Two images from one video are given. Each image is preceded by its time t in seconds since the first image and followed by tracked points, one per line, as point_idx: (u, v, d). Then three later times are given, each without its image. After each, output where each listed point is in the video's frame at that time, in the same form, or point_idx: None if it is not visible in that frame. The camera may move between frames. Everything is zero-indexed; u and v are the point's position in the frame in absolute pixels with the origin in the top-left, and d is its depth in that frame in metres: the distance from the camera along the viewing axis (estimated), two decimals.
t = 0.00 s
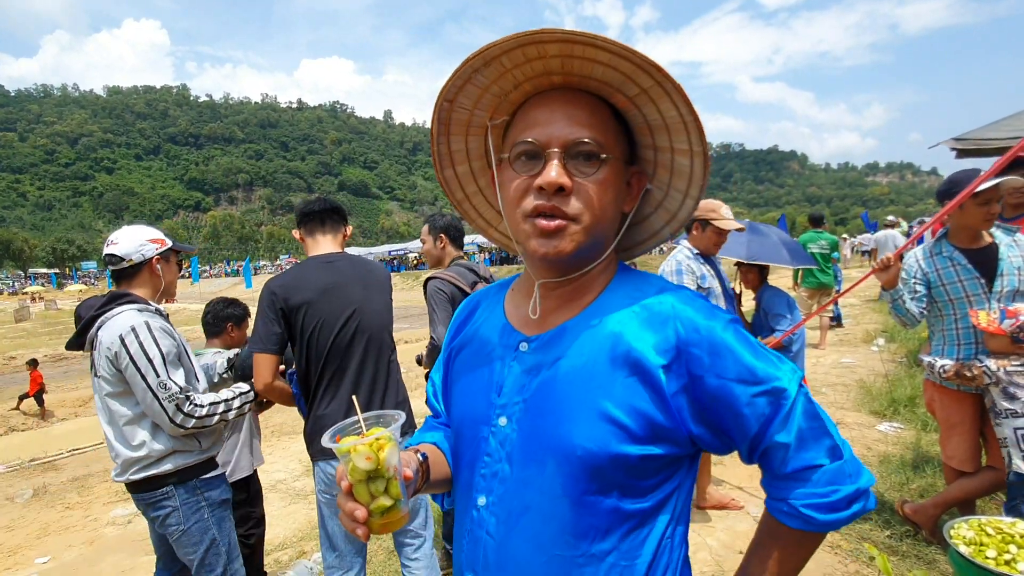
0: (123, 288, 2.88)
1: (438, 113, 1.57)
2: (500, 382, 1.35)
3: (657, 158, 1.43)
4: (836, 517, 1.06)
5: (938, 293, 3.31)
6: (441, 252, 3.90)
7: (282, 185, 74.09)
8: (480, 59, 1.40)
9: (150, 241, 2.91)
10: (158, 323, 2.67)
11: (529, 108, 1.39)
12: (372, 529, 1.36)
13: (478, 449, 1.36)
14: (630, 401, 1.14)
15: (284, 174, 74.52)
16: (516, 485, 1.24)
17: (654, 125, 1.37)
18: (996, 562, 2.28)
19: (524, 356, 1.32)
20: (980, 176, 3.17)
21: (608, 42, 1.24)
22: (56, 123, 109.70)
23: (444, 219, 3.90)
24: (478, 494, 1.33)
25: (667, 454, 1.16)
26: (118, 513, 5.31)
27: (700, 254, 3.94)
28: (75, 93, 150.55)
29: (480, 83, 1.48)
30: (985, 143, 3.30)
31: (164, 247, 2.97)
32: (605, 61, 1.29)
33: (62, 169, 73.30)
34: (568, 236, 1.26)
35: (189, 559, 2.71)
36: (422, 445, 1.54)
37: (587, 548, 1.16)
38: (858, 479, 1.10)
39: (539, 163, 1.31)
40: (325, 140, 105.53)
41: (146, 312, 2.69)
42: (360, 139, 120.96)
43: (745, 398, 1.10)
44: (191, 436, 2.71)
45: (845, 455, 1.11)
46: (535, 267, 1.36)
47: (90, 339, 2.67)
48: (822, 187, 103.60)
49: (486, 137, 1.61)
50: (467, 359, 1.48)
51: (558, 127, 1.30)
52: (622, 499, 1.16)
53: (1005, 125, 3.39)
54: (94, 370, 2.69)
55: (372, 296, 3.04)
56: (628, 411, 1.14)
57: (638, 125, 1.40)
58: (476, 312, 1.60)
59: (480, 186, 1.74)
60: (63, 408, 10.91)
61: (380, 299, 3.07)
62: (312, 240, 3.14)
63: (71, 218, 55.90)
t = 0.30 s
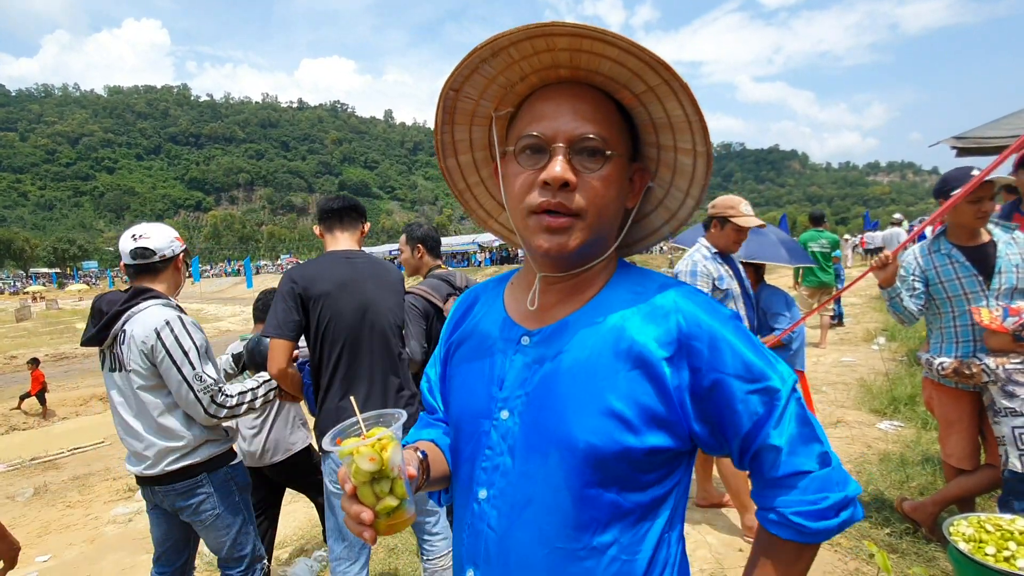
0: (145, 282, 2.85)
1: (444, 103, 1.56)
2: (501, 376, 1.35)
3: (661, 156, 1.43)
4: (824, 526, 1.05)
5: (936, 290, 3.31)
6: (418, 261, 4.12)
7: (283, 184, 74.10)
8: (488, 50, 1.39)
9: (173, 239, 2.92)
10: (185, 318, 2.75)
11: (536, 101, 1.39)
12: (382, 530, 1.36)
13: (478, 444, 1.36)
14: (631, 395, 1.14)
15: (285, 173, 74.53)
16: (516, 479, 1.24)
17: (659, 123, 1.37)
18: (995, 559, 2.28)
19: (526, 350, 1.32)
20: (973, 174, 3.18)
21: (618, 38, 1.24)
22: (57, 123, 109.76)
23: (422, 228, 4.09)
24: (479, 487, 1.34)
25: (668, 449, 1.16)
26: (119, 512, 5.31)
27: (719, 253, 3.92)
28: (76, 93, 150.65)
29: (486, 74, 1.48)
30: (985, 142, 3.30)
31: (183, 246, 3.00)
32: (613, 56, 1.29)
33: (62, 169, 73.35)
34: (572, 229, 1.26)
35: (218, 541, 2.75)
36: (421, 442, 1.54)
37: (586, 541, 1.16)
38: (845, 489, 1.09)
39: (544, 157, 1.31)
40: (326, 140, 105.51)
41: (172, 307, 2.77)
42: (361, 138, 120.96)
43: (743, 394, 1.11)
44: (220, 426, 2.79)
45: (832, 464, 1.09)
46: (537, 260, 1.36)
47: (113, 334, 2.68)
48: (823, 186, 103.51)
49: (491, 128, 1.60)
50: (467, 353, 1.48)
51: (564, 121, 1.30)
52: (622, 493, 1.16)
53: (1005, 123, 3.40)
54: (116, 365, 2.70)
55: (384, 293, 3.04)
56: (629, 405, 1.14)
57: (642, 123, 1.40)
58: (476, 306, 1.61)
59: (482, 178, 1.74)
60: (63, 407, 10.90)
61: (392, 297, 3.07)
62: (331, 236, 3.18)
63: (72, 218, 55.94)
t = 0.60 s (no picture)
0: (185, 277, 2.89)
1: (454, 96, 1.57)
2: (505, 372, 1.35)
3: (669, 155, 1.43)
4: (827, 532, 1.04)
5: (938, 290, 3.31)
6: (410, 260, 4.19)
7: (284, 184, 74.11)
8: (498, 44, 1.39)
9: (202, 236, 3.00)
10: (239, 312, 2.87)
11: (544, 96, 1.38)
12: (406, 521, 1.37)
13: (481, 439, 1.36)
14: (635, 393, 1.14)
15: (286, 173, 74.53)
16: (519, 474, 1.24)
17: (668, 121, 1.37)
18: (997, 557, 2.28)
19: (531, 346, 1.32)
20: (971, 173, 3.18)
21: (628, 36, 1.24)
22: (59, 123, 109.90)
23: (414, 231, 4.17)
24: (482, 481, 1.34)
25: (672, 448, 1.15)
26: (121, 510, 5.31)
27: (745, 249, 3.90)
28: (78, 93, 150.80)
29: (495, 68, 1.47)
30: (986, 141, 3.30)
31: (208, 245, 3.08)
32: (623, 53, 1.29)
33: (64, 168, 73.46)
34: (579, 226, 1.26)
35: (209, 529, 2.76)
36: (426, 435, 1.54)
37: (587, 538, 1.17)
38: (851, 494, 1.08)
39: (551, 153, 1.31)
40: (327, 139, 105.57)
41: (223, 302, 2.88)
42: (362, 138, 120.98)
43: (745, 395, 1.11)
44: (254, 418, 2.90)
45: (837, 468, 1.09)
46: (542, 256, 1.36)
47: (173, 325, 2.66)
48: (825, 186, 103.32)
49: (499, 123, 1.60)
50: (472, 348, 1.48)
51: (572, 118, 1.30)
52: (623, 491, 1.16)
53: (1007, 123, 3.39)
54: (171, 356, 2.69)
55: (420, 298, 3.04)
56: (632, 403, 1.14)
57: (652, 121, 1.40)
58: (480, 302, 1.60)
59: (489, 172, 1.74)
60: (65, 406, 10.91)
61: (428, 302, 3.06)
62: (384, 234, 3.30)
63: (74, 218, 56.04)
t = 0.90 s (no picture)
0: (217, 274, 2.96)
1: (458, 89, 1.57)
2: (509, 368, 1.35)
3: (675, 150, 1.43)
4: (826, 537, 1.04)
5: (941, 288, 3.30)
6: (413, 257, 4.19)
7: (286, 184, 74.15)
8: (503, 37, 1.39)
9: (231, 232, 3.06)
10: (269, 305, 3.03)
11: (549, 90, 1.38)
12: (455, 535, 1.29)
13: (485, 435, 1.36)
14: (639, 390, 1.14)
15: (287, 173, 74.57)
16: (522, 469, 1.24)
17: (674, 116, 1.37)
18: (999, 554, 2.27)
19: (535, 342, 1.32)
20: (975, 170, 3.17)
21: (634, 28, 1.23)
22: (61, 123, 110.13)
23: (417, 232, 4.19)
24: (485, 477, 1.34)
25: (676, 445, 1.15)
26: (124, 509, 5.33)
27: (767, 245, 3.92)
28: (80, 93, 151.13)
29: (500, 61, 1.47)
30: (989, 139, 3.28)
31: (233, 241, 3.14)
32: (630, 46, 1.29)
33: (67, 169, 73.65)
34: (584, 222, 1.26)
35: (220, 527, 2.78)
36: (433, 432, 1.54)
37: (589, 534, 1.17)
38: (851, 499, 1.08)
39: (555, 148, 1.31)
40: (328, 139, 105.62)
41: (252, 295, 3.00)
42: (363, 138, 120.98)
43: (748, 394, 1.11)
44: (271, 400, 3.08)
45: (838, 474, 1.09)
46: (546, 251, 1.37)
47: (226, 319, 2.77)
48: (826, 185, 103.15)
49: (504, 117, 1.60)
50: (476, 343, 1.48)
51: (577, 112, 1.30)
52: (626, 488, 1.16)
53: (1009, 121, 3.38)
54: (219, 348, 2.77)
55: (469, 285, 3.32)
56: (636, 399, 1.14)
57: (658, 116, 1.40)
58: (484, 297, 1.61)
59: (494, 166, 1.74)
60: (69, 405, 10.94)
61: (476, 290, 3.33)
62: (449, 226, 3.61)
63: (76, 218, 56.16)
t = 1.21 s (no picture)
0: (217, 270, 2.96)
1: (450, 92, 1.57)
2: (512, 365, 1.35)
3: (669, 142, 1.42)
4: (847, 519, 1.03)
5: (946, 286, 3.31)
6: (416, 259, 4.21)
7: (287, 184, 74.22)
8: (491, 39, 1.40)
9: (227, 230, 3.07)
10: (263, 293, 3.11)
11: (540, 89, 1.38)
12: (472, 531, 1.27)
13: (490, 432, 1.36)
14: (641, 383, 1.14)
15: (289, 173, 74.67)
16: (528, 464, 1.24)
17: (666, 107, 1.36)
18: (1002, 551, 2.27)
19: (538, 339, 1.32)
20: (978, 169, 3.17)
21: (619, 23, 1.23)
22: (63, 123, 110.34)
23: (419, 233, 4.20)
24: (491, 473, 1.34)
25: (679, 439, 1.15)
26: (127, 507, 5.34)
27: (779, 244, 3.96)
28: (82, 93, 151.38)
29: (490, 63, 1.48)
30: (991, 139, 3.28)
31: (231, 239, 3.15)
32: (616, 41, 1.28)
33: (69, 169, 73.80)
34: (581, 220, 1.26)
35: (232, 521, 2.79)
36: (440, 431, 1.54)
37: (596, 528, 1.17)
38: (873, 484, 1.07)
39: (548, 148, 1.31)
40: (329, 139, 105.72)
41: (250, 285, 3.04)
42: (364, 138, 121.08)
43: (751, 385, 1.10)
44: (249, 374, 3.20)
45: (857, 456, 1.08)
46: (546, 249, 1.37)
47: (246, 319, 2.85)
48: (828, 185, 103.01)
49: (497, 118, 1.60)
50: (480, 341, 1.48)
51: (568, 110, 1.30)
52: (631, 482, 1.16)
53: (1011, 120, 3.38)
54: (238, 348, 2.82)
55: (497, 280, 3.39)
56: (638, 393, 1.14)
57: (651, 109, 1.40)
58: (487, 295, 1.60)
59: (492, 166, 1.74)
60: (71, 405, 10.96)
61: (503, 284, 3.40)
62: (477, 223, 3.67)
63: (78, 218, 56.27)
